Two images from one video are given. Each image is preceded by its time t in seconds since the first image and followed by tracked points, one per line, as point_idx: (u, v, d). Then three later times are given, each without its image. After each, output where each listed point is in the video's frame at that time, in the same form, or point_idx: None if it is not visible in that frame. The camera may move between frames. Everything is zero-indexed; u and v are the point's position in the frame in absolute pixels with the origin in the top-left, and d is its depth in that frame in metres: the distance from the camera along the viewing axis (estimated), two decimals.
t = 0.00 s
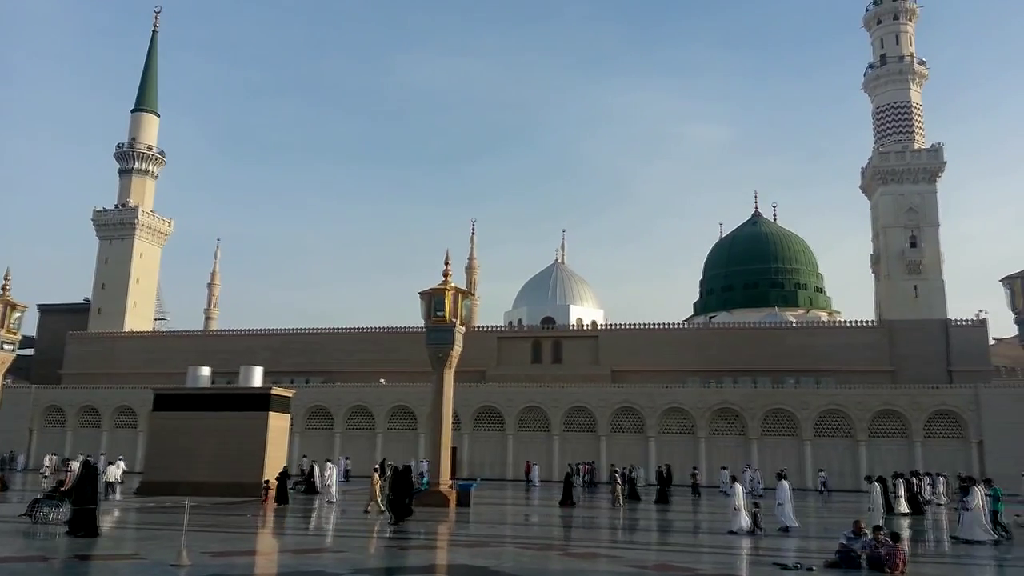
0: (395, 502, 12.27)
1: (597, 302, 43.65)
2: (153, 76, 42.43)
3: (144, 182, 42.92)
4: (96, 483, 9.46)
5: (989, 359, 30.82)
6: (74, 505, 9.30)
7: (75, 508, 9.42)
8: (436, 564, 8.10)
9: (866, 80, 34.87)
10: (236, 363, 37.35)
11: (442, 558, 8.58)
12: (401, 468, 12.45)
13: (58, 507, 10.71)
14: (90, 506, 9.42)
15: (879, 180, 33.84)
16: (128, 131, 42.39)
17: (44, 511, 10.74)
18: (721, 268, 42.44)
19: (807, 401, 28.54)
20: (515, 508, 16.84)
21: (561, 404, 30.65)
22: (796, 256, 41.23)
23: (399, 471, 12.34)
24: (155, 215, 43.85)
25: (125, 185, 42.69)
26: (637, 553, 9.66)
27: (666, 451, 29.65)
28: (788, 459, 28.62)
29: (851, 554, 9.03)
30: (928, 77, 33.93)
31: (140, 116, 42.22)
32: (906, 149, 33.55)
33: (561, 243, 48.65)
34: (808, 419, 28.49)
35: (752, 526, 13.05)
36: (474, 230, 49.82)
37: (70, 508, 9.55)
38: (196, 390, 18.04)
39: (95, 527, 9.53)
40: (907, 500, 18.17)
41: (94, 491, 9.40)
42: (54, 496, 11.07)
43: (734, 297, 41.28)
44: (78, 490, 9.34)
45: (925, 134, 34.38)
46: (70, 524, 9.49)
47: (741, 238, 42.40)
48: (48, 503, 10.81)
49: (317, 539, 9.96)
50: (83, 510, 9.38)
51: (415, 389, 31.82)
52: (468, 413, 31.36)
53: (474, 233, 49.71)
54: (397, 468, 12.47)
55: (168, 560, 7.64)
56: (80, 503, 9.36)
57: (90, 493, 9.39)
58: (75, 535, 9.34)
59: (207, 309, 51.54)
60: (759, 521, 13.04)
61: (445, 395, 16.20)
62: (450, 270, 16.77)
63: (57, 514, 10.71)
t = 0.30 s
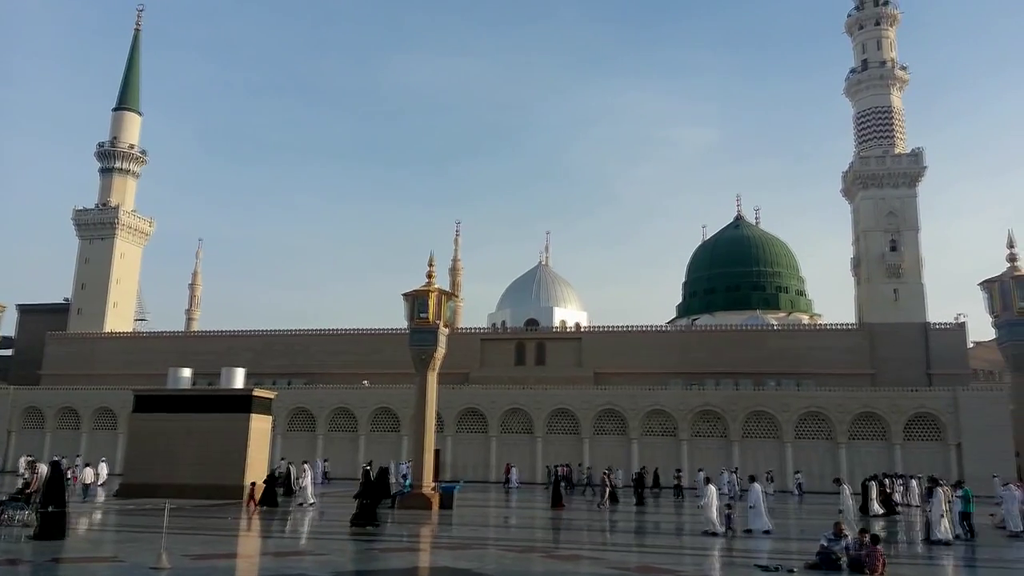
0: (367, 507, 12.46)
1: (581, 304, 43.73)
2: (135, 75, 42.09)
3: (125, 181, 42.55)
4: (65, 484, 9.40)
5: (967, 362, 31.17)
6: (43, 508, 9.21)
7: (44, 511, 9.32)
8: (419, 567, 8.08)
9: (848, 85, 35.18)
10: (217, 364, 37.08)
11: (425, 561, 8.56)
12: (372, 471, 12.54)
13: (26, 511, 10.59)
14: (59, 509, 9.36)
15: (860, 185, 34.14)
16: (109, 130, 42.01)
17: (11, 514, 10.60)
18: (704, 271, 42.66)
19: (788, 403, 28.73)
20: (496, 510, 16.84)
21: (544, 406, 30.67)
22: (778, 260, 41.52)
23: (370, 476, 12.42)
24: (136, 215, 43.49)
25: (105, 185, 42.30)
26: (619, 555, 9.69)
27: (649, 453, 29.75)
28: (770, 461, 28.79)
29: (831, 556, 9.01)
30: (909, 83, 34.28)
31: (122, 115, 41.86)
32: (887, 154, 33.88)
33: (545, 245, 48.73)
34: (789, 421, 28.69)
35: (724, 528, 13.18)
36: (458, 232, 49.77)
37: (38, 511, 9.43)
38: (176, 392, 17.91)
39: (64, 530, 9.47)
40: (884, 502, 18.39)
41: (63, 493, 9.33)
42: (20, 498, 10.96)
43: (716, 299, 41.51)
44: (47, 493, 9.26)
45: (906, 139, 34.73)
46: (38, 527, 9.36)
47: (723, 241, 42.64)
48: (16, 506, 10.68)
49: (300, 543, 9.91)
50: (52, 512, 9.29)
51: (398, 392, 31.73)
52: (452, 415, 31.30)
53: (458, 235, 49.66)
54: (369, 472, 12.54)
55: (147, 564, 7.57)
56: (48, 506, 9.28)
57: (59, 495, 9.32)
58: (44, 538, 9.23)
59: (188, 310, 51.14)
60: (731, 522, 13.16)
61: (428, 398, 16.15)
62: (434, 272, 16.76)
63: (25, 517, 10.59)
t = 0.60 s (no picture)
0: (341, 508, 12.32)
1: (570, 306, 43.77)
2: (122, 76, 41.85)
3: (112, 183, 42.29)
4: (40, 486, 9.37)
5: (953, 363, 31.40)
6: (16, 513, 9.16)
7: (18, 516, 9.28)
8: (408, 569, 8.08)
9: (834, 88, 35.43)
10: (205, 367, 36.91)
11: (415, 563, 8.56)
12: (350, 475, 12.41)
13: None
14: (34, 513, 9.32)
15: (847, 187, 34.35)
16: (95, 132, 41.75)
17: None
18: (692, 273, 42.82)
19: (776, 404, 28.88)
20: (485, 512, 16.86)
21: (533, 407, 30.70)
22: (766, 261, 41.71)
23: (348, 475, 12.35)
24: (123, 217, 43.22)
25: (92, 186, 42.03)
26: (609, 557, 9.73)
27: (638, 455, 29.82)
28: (758, 461, 28.92)
29: (819, 557, 9.06)
30: (895, 85, 34.54)
31: (109, 116, 41.61)
32: (873, 156, 34.11)
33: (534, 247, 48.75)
34: (777, 422, 28.83)
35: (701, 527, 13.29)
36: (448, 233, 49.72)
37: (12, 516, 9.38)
38: (162, 395, 17.83)
39: (43, 531, 9.49)
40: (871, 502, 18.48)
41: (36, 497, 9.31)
42: None
43: (704, 301, 41.66)
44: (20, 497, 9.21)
45: (892, 141, 34.98)
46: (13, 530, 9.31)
47: (712, 243, 42.81)
48: None
49: (289, 545, 9.88)
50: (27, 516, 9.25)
51: (387, 393, 31.69)
52: (441, 417, 31.27)
53: (448, 236, 49.60)
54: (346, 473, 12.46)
55: (135, 566, 7.54)
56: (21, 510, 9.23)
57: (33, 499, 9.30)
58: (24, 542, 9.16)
59: (175, 312, 50.88)
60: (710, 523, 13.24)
61: (417, 399, 16.14)
62: (423, 273, 16.75)
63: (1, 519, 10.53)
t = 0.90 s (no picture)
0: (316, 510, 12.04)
1: (557, 308, 43.82)
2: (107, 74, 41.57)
3: (96, 182, 41.97)
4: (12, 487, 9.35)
5: (936, 366, 31.68)
6: None
7: None
8: (393, 571, 8.07)
9: (820, 92, 35.68)
10: (189, 367, 36.69)
11: (400, 565, 8.54)
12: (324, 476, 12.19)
13: None
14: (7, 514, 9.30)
15: (832, 191, 34.59)
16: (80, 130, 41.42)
17: None
18: (678, 274, 42.98)
19: (761, 406, 29.03)
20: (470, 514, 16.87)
21: (520, 409, 30.72)
22: (751, 264, 41.92)
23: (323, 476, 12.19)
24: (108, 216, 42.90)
25: (76, 185, 41.70)
26: (595, 558, 9.76)
27: (624, 456, 29.89)
28: (743, 463, 29.07)
29: (803, 559, 9.10)
30: (879, 89, 34.83)
31: (93, 114, 41.31)
32: (858, 160, 34.37)
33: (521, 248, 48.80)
34: (762, 424, 28.99)
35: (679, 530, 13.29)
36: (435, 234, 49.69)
37: None
38: (146, 395, 17.73)
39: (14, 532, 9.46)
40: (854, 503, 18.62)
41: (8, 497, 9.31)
42: None
43: (690, 303, 41.81)
44: None
45: (876, 145, 35.25)
46: None
47: (698, 245, 43.00)
48: None
49: (274, 547, 9.83)
50: None
51: (373, 394, 31.62)
52: (427, 418, 31.22)
53: (435, 238, 49.57)
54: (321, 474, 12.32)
55: (118, 568, 7.50)
56: None
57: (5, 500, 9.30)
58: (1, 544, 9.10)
59: (160, 312, 50.54)
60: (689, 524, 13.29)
61: (403, 400, 16.12)
62: (410, 274, 16.73)
63: None
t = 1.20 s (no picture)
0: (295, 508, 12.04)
1: (547, 308, 43.85)
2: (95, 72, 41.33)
3: (84, 180, 41.72)
4: None
5: (923, 366, 31.88)
6: None
7: None
8: (382, 570, 8.06)
9: (809, 93, 35.86)
10: (177, 366, 36.51)
11: (388, 564, 8.53)
12: (303, 475, 12.11)
13: None
14: None
15: (820, 192, 34.76)
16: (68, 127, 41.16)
17: None
18: (668, 275, 43.09)
19: (750, 406, 29.14)
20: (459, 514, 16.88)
21: (510, 409, 30.73)
22: (740, 265, 42.07)
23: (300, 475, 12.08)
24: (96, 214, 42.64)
25: (64, 183, 41.44)
26: (584, 558, 9.77)
27: (613, 456, 29.94)
28: (732, 462, 29.17)
29: (790, 557, 9.15)
30: (868, 92, 35.02)
31: (81, 112, 41.05)
32: (846, 161, 34.56)
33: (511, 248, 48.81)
34: (750, 424, 29.10)
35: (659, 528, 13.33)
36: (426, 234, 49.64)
37: None
38: (134, 394, 17.64)
39: None
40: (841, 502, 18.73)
41: None
42: None
43: (679, 303, 41.92)
44: None
45: (865, 147, 35.46)
46: None
47: (688, 246, 43.11)
48: None
49: (262, 547, 9.79)
50: None
51: (363, 393, 31.56)
52: (417, 418, 31.19)
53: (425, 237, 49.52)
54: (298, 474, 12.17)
55: (105, 568, 7.45)
56: None
57: None
58: None
59: (148, 311, 50.28)
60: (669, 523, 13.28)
61: (392, 400, 16.09)
62: (399, 274, 16.71)
63: None
